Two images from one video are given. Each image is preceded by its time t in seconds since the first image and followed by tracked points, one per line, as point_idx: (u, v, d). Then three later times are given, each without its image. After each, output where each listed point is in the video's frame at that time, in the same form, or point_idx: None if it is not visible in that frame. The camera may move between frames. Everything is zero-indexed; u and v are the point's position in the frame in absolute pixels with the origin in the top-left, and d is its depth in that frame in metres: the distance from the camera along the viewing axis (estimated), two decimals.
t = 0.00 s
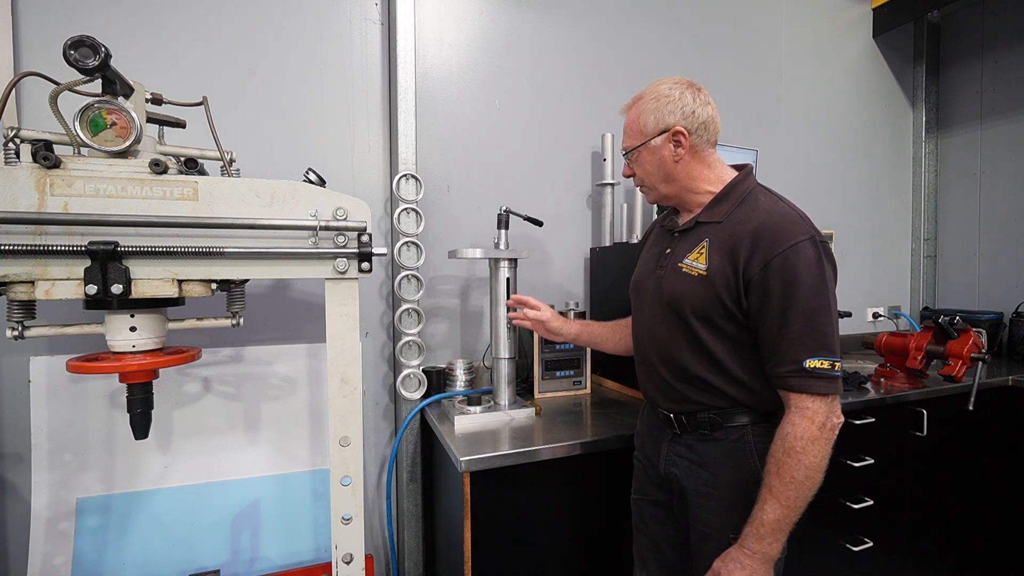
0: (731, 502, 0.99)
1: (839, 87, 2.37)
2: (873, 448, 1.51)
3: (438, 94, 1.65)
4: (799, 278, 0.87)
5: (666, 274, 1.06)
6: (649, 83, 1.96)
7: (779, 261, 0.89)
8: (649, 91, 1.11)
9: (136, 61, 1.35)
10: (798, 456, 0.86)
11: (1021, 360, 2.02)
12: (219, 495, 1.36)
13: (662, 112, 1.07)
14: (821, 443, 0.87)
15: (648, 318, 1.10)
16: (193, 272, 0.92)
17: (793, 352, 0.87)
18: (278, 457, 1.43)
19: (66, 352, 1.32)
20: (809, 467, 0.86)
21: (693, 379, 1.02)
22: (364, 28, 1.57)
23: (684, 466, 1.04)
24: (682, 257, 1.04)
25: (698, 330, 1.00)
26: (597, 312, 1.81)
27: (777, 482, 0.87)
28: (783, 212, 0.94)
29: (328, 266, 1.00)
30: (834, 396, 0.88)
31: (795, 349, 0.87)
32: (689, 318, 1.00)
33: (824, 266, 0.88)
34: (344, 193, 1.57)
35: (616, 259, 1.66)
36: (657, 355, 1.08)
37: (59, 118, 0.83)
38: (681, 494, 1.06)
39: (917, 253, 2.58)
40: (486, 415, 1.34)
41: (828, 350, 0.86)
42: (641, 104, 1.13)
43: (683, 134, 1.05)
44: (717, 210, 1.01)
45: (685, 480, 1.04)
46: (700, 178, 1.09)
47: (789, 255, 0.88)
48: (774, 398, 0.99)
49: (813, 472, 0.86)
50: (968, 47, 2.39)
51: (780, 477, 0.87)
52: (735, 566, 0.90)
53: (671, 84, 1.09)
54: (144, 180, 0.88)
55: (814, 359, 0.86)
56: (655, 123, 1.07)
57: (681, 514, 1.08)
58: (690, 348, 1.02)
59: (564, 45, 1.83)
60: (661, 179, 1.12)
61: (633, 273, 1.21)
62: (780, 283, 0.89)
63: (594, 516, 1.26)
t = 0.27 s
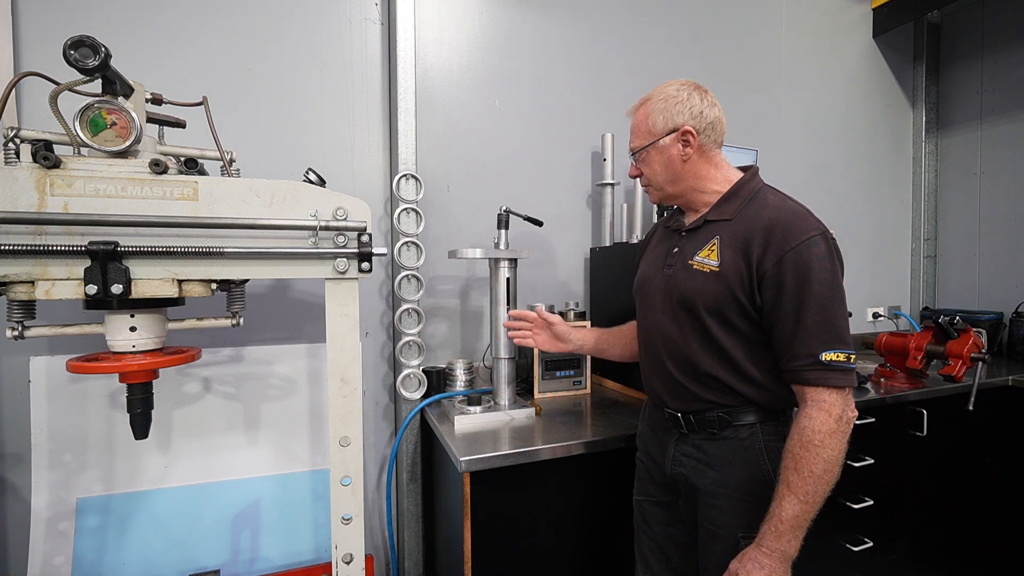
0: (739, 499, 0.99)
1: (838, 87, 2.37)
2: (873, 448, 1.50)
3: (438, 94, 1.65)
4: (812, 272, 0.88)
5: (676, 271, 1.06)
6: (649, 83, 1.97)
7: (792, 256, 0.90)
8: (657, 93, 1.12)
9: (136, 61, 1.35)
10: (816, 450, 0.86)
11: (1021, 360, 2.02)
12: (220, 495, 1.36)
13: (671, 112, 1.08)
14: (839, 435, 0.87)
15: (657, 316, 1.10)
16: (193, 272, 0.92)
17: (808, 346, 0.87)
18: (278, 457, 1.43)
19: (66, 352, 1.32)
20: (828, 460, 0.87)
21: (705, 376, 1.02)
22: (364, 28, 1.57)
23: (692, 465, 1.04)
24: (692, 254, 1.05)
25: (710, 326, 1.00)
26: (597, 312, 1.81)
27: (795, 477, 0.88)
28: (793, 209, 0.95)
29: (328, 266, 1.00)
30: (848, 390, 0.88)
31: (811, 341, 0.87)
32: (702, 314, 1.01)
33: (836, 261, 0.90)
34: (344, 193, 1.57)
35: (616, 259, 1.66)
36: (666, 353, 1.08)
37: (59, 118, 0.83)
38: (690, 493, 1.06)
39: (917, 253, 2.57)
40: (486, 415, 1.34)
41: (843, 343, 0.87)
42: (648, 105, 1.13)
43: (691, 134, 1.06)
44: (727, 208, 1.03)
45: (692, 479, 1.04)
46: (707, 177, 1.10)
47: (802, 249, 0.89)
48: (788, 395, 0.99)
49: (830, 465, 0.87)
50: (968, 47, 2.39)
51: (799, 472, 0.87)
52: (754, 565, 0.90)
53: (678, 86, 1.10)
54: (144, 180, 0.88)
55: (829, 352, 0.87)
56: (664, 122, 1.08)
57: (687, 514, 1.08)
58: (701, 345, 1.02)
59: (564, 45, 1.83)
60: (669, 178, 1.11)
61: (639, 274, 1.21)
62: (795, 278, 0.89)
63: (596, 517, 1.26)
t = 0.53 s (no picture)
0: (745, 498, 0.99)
1: (838, 87, 2.37)
2: (873, 448, 1.51)
3: (438, 94, 1.65)
4: (821, 269, 0.89)
5: (683, 270, 1.06)
6: (649, 83, 1.97)
7: (801, 254, 0.91)
8: (663, 94, 1.13)
9: (136, 61, 1.35)
10: (819, 443, 0.88)
11: (1021, 360, 2.02)
12: (219, 495, 1.36)
13: (678, 113, 1.08)
14: (842, 429, 0.89)
15: (664, 316, 1.10)
16: (193, 272, 0.92)
17: (817, 342, 0.88)
18: (278, 457, 1.43)
19: (66, 352, 1.32)
20: (830, 453, 0.88)
21: (714, 375, 1.02)
22: (364, 28, 1.57)
23: (699, 464, 1.04)
24: (699, 253, 1.04)
25: (719, 324, 1.00)
26: (597, 312, 1.81)
27: (798, 469, 0.89)
28: (799, 208, 0.96)
29: (328, 266, 1.00)
30: (852, 385, 0.90)
31: (819, 337, 0.88)
32: (711, 312, 1.01)
33: (842, 258, 0.91)
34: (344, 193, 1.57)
35: (616, 259, 1.66)
36: (673, 352, 1.08)
37: (59, 118, 0.83)
38: (697, 492, 1.06)
39: (917, 253, 2.57)
40: (486, 415, 1.34)
41: (849, 338, 0.89)
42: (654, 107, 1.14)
43: (698, 134, 1.06)
44: (733, 207, 1.03)
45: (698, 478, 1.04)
46: (712, 178, 1.10)
47: (811, 247, 0.90)
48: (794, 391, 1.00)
49: (832, 458, 0.89)
50: (968, 47, 2.39)
51: (802, 465, 0.89)
52: (753, 555, 0.91)
53: (683, 88, 1.11)
54: (144, 181, 0.88)
55: (836, 348, 0.88)
56: (671, 123, 1.08)
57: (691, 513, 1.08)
58: (709, 344, 1.02)
59: (564, 44, 1.83)
60: (675, 179, 1.11)
61: (643, 274, 1.21)
62: (803, 275, 0.90)
63: (597, 518, 1.26)
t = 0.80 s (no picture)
0: (751, 497, 0.99)
1: (838, 87, 2.37)
2: (873, 448, 1.51)
3: (438, 94, 1.65)
4: (826, 267, 0.90)
5: (688, 270, 1.06)
6: (650, 83, 1.97)
7: (807, 252, 0.91)
8: (662, 97, 1.13)
9: (136, 61, 1.35)
10: (829, 439, 0.89)
11: (1021, 360, 2.02)
12: (220, 495, 1.36)
13: (679, 116, 1.08)
14: (852, 423, 0.90)
15: (669, 317, 1.09)
16: (193, 272, 0.92)
17: (824, 340, 0.89)
18: (278, 456, 1.43)
19: (66, 352, 1.32)
20: (841, 447, 0.89)
21: (720, 375, 1.02)
22: (364, 28, 1.57)
23: (705, 464, 1.04)
24: (704, 253, 1.05)
25: (726, 323, 1.00)
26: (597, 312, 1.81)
27: (810, 466, 0.90)
28: (802, 206, 0.97)
29: (328, 266, 1.00)
30: (860, 380, 0.91)
31: (827, 334, 0.89)
32: (717, 311, 1.01)
33: (847, 255, 0.92)
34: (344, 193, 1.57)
35: (616, 259, 1.66)
36: (678, 352, 1.08)
37: (59, 118, 0.83)
38: (704, 491, 1.05)
39: (917, 253, 2.57)
40: (486, 415, 1.34)
41: (856, 334, 0.89)
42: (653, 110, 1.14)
43: (698, 136, 1.07)
44: (735, 208, 1.03)
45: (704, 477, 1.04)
46: (714, 179, 1.10)
47: (816, 245, 0.91)
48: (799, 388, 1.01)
49: (843, 453, 0.89)
50: (968, 47, 2.39)
51: (814, 462, 0.90)
52: (769, 553, 0.92)
53: (681, 91, 1.11)
54: (144, 181, 0.88)
55: (843, 344, 0.89)
56: (672, 125, 1.08)
57: (696, 512, 1.08)
58: (716, 343, 1.02)
59: (564, 44, 1.83)
60: (677, 180, 1.11)
61: (645, 275, 1.20)
62: (810, 273, 0.91)
63: (599, 518, 1.26)
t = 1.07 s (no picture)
0: (754, 496, 0.99)
1: (839, 86, 2.37)
2: (873, 448, 1.51)
3: (438, 94, 1.65)
4: (831, 264, 0.90)
5: (692, 269, 1.06)
6: (650, 83, 1.97)
7: (811, 249, 0.92)
8: (664, 98, 1.13)
9: (136, 61, 1.35)
10: (841, 435, 0.90)
11: (1021, 360, 2.02)
12: (220, 495, 1.36)
13: (681, 116, 1.08)
14: (862, 418, 0.91)
15: (672, 316, 1.09)
16: (193, 272, 0.92)
17: (830, 336, 0.90)
18: (278, 457, 1.43)
19: (66, 352, 1.32)
20: (851, 442, 0.90)
21: (725, 374, 1.01)
22: (364, 28, 1.57)
23: (707, 463, 1.04)
24: (707, 252, 1.05)
25: (731, 321, 1.00)
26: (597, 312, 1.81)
27: (821, 462, 0.91)
28: (805, 204, 0.98)
29: (328, 266, 1.00)
30: (867, 375, 0.92)
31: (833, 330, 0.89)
32: (723, 309, 1.01)
33: (850, 253, 0.93)
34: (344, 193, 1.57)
35: (616, 259, 1.66)
36: (682, 351, 1.07)
37: (60, 118, 0.83)
38: (706, 490, 1.05)
39: (917, 253, 2.57)
40: (486, 415, 1.34)
41: (861, 331, 0.90)
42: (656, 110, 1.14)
43: (701, 136, 1.07)
44: (737, 207, 1.04)
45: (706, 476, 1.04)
46: (716, 179, 1.10)
47: (820, 242, 0.92)
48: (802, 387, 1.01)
49: (854, 448, 0.91)
50: (968, 47, 2.39)
51: (825, 458, 0.90)
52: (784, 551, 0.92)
53: (684, 91, 1.12)
54: (144, 180, 0.88)
55: (850, 340, 0.89)
56: (675, 125, 1.08)
57: (698, 512, 1.08)
58: (721, 342, 1.02)
59: (564, 44, 1.83)
60: (679, 180, 1.11)
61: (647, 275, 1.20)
62: (815, 270, 0.91)
63: (600, 518, 1.26)
